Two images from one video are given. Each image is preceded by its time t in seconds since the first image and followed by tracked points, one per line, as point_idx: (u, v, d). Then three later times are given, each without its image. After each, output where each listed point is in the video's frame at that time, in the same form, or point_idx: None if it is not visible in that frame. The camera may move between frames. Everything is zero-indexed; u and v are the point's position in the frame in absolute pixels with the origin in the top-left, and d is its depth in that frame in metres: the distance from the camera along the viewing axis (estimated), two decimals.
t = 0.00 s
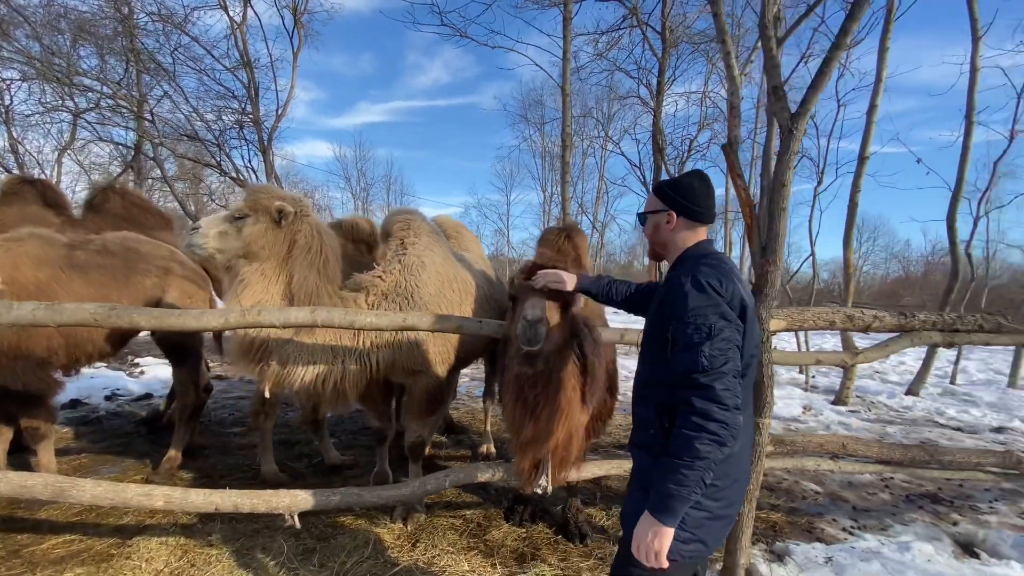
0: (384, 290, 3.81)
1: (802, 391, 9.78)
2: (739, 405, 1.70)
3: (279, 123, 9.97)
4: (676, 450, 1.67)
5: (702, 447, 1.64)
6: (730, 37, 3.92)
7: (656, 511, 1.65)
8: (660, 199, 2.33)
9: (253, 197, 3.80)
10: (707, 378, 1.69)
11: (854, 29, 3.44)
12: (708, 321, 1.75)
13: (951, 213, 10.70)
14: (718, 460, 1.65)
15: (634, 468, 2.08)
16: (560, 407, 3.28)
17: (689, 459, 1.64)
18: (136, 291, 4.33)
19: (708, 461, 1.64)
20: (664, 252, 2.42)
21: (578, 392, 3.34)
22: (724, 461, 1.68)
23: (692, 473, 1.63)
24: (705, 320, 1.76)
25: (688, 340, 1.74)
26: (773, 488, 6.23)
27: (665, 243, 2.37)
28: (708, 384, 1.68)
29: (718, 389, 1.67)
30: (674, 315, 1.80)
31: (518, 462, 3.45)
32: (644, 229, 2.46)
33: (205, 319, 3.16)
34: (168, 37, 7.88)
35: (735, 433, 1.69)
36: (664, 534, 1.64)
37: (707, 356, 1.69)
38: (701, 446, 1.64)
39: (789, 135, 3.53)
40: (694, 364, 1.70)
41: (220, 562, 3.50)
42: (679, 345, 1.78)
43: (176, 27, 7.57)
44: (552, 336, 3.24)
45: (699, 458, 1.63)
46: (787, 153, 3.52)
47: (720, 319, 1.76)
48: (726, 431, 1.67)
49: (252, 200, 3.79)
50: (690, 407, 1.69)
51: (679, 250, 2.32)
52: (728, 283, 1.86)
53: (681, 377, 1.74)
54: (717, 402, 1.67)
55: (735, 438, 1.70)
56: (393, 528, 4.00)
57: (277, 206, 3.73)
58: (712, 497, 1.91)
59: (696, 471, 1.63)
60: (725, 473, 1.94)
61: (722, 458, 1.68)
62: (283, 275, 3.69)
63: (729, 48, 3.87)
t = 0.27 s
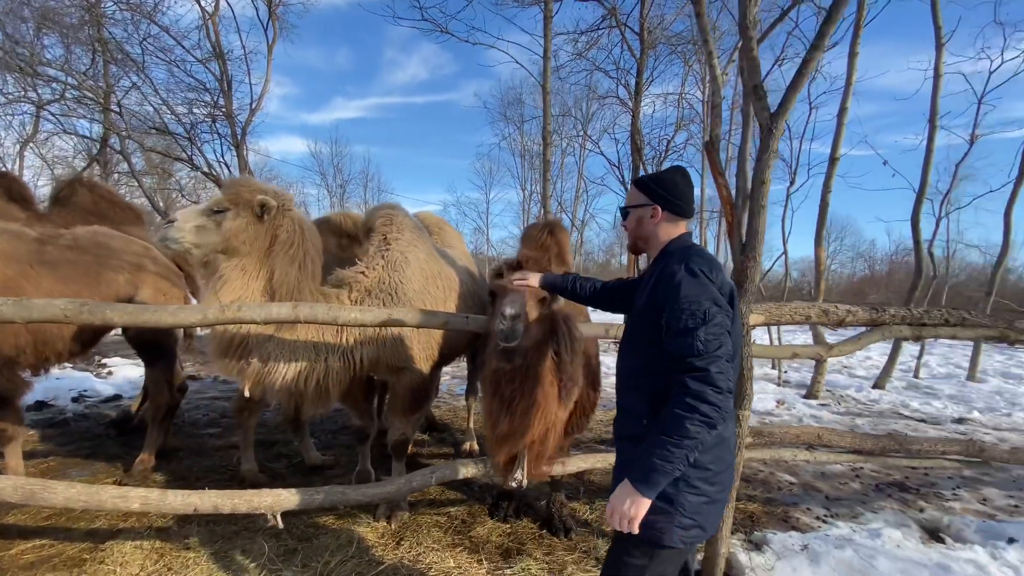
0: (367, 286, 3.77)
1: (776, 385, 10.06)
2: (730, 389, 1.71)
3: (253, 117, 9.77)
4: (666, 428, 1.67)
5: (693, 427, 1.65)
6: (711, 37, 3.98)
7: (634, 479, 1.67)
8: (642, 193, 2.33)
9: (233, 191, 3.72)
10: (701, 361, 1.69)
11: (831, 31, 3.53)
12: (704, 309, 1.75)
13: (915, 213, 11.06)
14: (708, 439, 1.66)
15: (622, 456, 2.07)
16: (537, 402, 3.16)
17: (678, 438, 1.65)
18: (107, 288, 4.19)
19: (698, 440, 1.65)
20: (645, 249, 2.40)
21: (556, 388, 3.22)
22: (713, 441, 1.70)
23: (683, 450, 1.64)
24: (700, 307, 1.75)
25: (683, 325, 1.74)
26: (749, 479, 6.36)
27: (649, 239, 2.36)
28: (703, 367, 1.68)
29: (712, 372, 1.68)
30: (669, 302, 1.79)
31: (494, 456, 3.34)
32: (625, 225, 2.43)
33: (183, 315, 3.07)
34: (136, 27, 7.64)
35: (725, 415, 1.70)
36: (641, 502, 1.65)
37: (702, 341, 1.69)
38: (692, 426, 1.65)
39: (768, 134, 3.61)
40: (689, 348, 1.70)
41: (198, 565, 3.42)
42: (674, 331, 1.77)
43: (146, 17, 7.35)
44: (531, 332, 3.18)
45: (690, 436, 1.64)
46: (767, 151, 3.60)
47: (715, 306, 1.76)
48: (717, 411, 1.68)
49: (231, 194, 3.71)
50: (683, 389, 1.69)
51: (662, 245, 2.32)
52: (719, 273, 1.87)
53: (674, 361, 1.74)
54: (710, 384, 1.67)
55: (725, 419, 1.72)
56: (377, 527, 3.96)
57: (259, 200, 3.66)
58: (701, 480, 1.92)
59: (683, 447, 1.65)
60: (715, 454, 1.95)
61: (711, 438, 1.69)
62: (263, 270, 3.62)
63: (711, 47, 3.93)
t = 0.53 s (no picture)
0: (350, 283, 3.68)
1: (755, 380, 10.21)
2: (733, 378, 1.71)
3: (229, 111, 9.55)
4: (677, 426, 1.65)
5: (703, 422, 1.62)
6: (696, 34, 3.97)
7: (653, 490, 1.65)
8: (620, 188, 2.11)
9: (211, 186, 3.60)
10: (704, 355, 1.66)
11: (815, 30, 3.56)
12: (700, 301, 1.72)
13: (887, 213, 11.32)
14: (717, 432, 1.65)
15: (620, 455, 2.03)
16: (524, 398, 3.13)
17: (690, 434, 1.63)
18: (76, 286, 4.03)
19: (710, 433, 1.64)
20: (626, 248, 2.17)
21: (542, 383, 3.20)
22: (721, 433, 1.69)
23: (697, 446, 1.63)
24: (696, 300, 1.72)
25: (681, 320, 1.71)
26: (730, 475, 6.42)
27: (629, 237, 2.13)
28: (706, 360, 1.66)
29: (715, 363, 1.66)
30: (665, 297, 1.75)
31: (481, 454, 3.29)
32: (606, 223, 2.21)
33: (157, 313, 2.95)
34: (106, 16, 7.40)
35: (730, 405, 1.69)
36: (666, 508, 1.64)
37: (703, 334, 1.66)
38: (702, 420, 1.63)
39: (753, 132, 3.61)
40: (691, 342, 1.67)
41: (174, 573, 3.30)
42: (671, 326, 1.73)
43: (116, 6, 7.12)
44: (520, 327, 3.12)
45: (702, 431, 1.63)
46: (752, 149, 3.61)
47: (709, 298, 1.74)
48: (724, 402, 1.67)
49: (209, 189, 3.59)
50: (688, 384, 1.66)
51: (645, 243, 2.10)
52: (708, 264, 1.85)
53: (675, 356, 1.71)
54: (715, 376, 1.65)
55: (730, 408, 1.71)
56: (360, 530, 3.89)
57: (241, 195, 3.57)
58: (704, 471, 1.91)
59: (698, 445, 1.63)
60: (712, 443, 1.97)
61: (720, 430, 1.68)
62: (241, 269, 3.52)
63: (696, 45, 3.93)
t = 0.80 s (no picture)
0: (334, 283, 3.55)
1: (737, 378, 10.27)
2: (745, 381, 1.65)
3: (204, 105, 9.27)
4: (697, 437, 1.58)
5: (724, 430, 1.57)
6: (689, 31, 3.92)
7: (678, 507, 1.58)
8: (615, 186, 2.01)
9: (189, 182, 3.43)
10: (718, 361, 1.59)
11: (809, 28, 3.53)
12: (709, 304, 1.64)
13: (864, 213, 11.50)
14: (735, 439, 1.60)
15: (623, 464, 1.93)
16: (518, 402, 3.03)
17: (711, 444, 1.57)
18: (41, 286, 3.81)
19: (729, 442, 1.58)
20: (624, 247, 2.08)
21: (536, 386, 3.11)
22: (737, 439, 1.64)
23: (718, 456, 1.57)
24: (705, 303, 1.64)
25: (692, 324, 1.62)
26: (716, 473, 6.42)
27: (626, 237, 2.03)
28: (722, 366, 1.59)
29: (729, 368, 1.60)
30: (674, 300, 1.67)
31: (473, 460, 3.18)
32: (603, 221, 2.11)
33: (129, 316, 2.79)
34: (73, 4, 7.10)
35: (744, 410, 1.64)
36: (692, 524, 1.58)
37: (717, 339, 1.59)
38: (722, 428, 1.57)
39: (747, 131, 3.56)
40: (704, 348, 1.60)
41: None
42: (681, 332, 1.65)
43: None
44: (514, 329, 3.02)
45: (723, 440, 1.57)
46: (746, 148, 3.56)
47: (718, 300, 1.66)
48: (740, 408, 1.61)
49: (188, 185, 3.43)
50: (705, 392, 1.59)
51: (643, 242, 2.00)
52: (711, 263, 1.77)
53: (688, 363, 1.63)
54: (730, 381, 1.59)
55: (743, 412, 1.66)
56: (345, 538, 3.76)
57: (223, 191, 3.42)
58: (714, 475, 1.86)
59: (719, 454, 1.58)
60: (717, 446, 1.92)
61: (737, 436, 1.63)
62: (220, 269, 3.36)
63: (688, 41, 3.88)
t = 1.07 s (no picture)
0: (321, 283, 3.41)
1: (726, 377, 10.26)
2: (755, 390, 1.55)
3: (185, 101, 9.05)
4: (698, 446, 1.48)
5: (729, 442, 1.47)
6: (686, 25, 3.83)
7: (672, 514, 1.50)
8: (621, 179, 1.90)
9: (168, 177, 3.27)
10: (728, 367, 1.49)
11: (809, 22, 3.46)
12: (721, 307, 1.54)
13: (850, 213, 11.57)
14: (740, 451, 1.50)
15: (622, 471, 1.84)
16: (514, 412, 2.92)
17: (713, 455, 1.47)
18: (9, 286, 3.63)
19: (734, 453, 1.49)
20: (630, 243, 1.98)
21: (532, 394, 3.03)
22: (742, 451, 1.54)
23: (719, 467, 1.48)
24: (717, 306, 1.54)
25: (702, 328, 1.52)
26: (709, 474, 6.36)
27: (632, 233, 1.93)
28: (731, 373, 1.49)
29: (739, 376, 1.50)
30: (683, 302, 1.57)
31: (465, 468, 3.05)
32: (607, 216, 2.01)
33: (101, 318, 2.64)
34: None
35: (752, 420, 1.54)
36: (682, 532, 1.50)
37: (727, 344, 1.49)
38: (727, 440, 1.47)
39: (746, 126, 3.48)
40: (712, 354, 1.49)
41: None
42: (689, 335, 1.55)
43: None
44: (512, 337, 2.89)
45: (726, 451, 1.47)
46: (746, 144, 3.48)
47: (731, 303, 1.56)
48: (748, 419, 1.50)
49: (166, 179, 3.27)
50: (710, 400, 1.49)
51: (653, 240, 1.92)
52: (724, 265, 1.67)
53: (696, 368, 1.53)
54: (740, 392, 1.49)
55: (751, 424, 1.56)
56: (333, 547, 3.62)
57: (206, 187, 3.28)
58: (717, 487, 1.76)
59: (720, 466, 1.48)
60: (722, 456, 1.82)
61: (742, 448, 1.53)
62: (201, 269, 3.21)
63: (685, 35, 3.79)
